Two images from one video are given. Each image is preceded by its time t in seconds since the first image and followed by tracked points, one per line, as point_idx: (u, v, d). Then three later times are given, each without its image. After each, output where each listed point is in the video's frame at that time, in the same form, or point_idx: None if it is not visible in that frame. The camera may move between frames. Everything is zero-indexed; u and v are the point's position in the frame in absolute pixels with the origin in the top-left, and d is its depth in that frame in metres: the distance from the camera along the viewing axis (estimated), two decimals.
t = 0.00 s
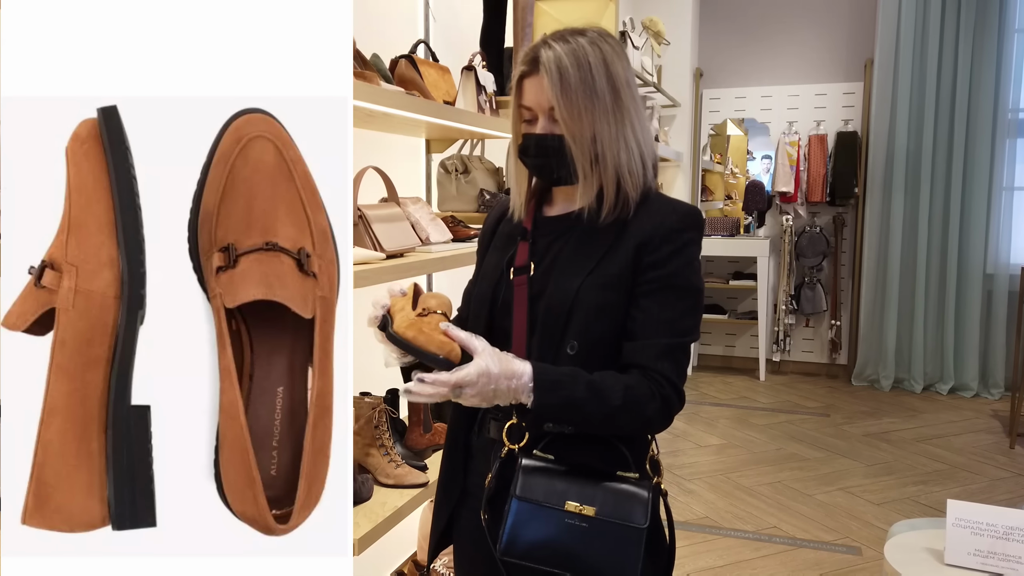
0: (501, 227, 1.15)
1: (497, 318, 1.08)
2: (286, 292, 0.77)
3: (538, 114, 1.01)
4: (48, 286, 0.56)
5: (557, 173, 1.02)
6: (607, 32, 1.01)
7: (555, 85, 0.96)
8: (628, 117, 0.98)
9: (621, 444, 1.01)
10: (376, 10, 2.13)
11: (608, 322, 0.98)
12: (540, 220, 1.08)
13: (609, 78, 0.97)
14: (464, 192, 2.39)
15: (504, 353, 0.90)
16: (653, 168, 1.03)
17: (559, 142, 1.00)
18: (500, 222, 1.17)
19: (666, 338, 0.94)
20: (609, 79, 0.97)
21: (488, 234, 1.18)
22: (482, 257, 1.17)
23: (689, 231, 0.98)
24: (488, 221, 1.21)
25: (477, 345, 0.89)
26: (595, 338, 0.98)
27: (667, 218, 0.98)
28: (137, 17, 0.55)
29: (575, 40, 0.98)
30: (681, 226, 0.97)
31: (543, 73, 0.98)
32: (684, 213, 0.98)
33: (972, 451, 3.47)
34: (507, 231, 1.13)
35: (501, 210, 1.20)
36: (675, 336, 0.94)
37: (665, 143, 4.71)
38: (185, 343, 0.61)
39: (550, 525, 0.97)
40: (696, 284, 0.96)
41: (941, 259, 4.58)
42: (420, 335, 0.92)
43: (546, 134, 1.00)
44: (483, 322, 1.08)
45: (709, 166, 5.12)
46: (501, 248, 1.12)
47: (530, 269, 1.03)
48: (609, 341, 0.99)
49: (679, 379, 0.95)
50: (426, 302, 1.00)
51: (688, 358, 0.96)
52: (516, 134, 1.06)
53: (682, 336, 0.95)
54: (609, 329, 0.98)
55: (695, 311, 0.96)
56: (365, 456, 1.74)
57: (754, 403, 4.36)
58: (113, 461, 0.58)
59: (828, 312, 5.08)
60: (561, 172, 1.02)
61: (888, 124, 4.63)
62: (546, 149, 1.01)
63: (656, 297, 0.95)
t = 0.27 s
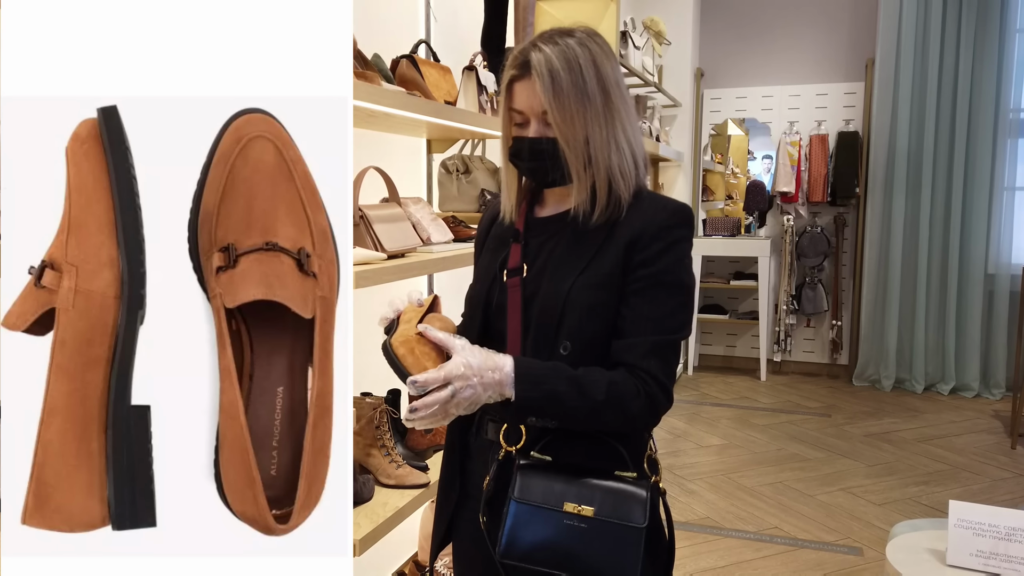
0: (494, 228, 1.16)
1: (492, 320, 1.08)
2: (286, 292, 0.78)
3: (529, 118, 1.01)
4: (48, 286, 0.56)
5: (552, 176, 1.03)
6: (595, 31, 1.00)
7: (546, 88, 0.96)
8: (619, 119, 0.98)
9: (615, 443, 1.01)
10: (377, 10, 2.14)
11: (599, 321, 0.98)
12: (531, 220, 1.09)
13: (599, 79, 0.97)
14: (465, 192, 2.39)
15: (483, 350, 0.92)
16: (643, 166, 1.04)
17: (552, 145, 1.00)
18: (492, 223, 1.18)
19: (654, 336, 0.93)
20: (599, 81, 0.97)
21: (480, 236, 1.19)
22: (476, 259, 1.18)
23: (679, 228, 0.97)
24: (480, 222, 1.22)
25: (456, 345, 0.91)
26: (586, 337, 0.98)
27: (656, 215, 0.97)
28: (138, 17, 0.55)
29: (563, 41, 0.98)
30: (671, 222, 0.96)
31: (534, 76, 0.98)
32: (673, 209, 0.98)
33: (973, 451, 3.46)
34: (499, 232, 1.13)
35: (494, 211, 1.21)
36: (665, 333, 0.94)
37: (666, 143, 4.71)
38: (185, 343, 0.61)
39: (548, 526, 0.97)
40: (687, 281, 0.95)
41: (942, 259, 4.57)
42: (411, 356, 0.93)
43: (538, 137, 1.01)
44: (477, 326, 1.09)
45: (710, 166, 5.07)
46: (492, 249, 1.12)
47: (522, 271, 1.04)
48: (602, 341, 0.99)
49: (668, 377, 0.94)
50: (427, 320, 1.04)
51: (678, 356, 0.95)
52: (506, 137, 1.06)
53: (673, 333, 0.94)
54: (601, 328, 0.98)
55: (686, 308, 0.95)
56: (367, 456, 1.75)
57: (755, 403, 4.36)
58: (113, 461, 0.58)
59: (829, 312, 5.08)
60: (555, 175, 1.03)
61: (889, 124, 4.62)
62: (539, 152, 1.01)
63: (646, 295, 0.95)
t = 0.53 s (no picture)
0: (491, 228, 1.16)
1: (491, 321, 1.08)
2: (286, 292, 0.78)
3: (529, 117, 1.01)
4: (48, 286, 0.56)
5: (550, 175, 1.02)
6: (594, 31, 1.00)
7: (545, 87, 0.96)
8: (617, 118, 0.98)
9: (615, 444, 1.01)
10: (378, 10, 2.14)
11: (600, 322, 0.98)
12: (529, 222, 1.09)
13: (598, 79, 0.97)
14: (466, 192, 2.39)
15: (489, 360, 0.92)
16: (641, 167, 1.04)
17: (550, 144, 1.00)
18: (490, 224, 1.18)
19: (657, 338, 0.93)
20: (598, 80, 0.97)
21: (478, 237, 1.19)
22: (474, 261, 1.18)
23: (678, 226, 0.97)
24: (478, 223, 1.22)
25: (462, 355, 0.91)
26: (587, 339, 0.98)
27: (654, 214, 0.97)
28: (138, 17, 0.55)
29: (562, 40, 0.98)
30: (669, 221, 0.96)
31: (533, 74, 0.97)
32: (671, 208, 0.98)
33: (974, 452, 3.46)
34: (496, 233, 1.13)
35: (491, 211, 1.20)
36: (666, 335, 0.94)
37: (667, 143, 4.71)
38: (186, 342, 0.61)
39: (548, 527, 0.97)
40: (688, 280, 0.95)
41: (943, 259, 4.57)
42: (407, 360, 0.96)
43: (537, 136, 1.01)
44: (475, 328, 1.09)
45: (711, 166, 5.13)
46: (490, 250, 1.12)
47: (520, 272, 1.04)
48: (603, 341, 0.99)
49: (672, 378, 0.94)
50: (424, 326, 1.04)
51: (681, 356, 0.95)
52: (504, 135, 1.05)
53: (674, 333, 0.94)
54: (601, 329, 0.98)
55: (686, 308, 0.95)
56: (368, 457, 1.75)
57: (757, 403, 4.35)
58: (113, 461, 0.58)
59: (830, 312, 5.07)
60: (553, 174, 1.02)
61: (890, 123, 4.62)
62: (538, 151, 1.01)
63: (646, 295, 0.95)
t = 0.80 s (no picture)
0: (489, 228, 1.15)
1: (490, 320, 1.08)
2: (286, 292, 0.78)
3: (532, 116, 1.01)
4: (48, 286, 0.56)
5: (553, 175, 1.02)
6: (596, 31, 1.00)
7: (550, 87, 0.95)
8: (620, 118, 0.99)
9: (617, 444, 1.01)
10: (379, 10, 2.14)
11: (603, 323, 0.98)
12: (529, 222, 1.08)
13: (602, 79, 0.97)
14: (467, 192, 2.39)
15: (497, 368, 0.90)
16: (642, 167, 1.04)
17: (553, 144, 1.00)
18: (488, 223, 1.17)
19: (663, 339, 0.93)
20: (602, 81, 0.97)
21: (476, 237, 1.18)
22: (472, 261, 1.17)
23: (680, 227, 0.97)
24: (476, 223, 1.21)
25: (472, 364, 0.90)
26: (591, 339, 0.98)
27: (657, 216, 0.97)
28: (138, 17, 0.55)
29: (566, 39, 0.98)
30: (671, 222, 0.97)
31: (537, 74, 0.97)
32: (674, 209, 0.98)
33: (976, 452, 3.46)
34: (495, 232, 1.13)
35: (490, 211, 1.20)
36: (671, 335, 0.94)
37: (667, 143, 4.71)
38: (186, 343, 0.61)
39: (551, 528, 0.97)
40: (691, 281, 0.95)
41: (944, 259, 4.56)
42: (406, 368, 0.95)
43: (540, 136, 1.00)
44: (474, 329, 1.09)
45: (712, 166, 5.14)
46: (490, 250, 1.12)
47: (520, 272, 1.04)
48: (606, 341, 0.99)
49: (679, 379, 0.94)
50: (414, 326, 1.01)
51: (686, 357, 0.95)
52: (505, 135, 1.05)
53: (679, 334, 0.94)
54: (605, 329, 0.98)
55: (689, 308, 0.95)
56: (369, 457, 1.75)
57: (758, 404, 4.35)
58: (113, 461, 0.58)
59: (831, 312, 5.07)
60: (556, 174, 1.02)
61: (891, 123, 4.61)
62: (541, 151, 1.01)
63: (651, 296, 0.95)
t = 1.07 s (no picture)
0: (489, 227, 1.15)
1: (491, 321, 1.08)
2: (286, 292, 0.78)
3: (535, 116, 1.00)
4: (48, 286, 0.56)
5: (555, 175, 1.02)
6: (599, 31, 1.00)
7: (554, 87, 0.95)
8: (623, 119, 0.99)
9: (617, 443, 1.02)
10: (380, 10, 2.14)
11: (603, 323, 0.98)
12: (529, 222, 1.08)
13: (604, 79, 0.97)
14: (468, 192, 2.39)
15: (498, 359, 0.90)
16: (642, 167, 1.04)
17: (556, 144, 1.00)
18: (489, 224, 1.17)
19: (662, 337, 0.93)
20: (605, 81, 0.97)
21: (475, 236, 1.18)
22: (472, 261, 1.17)
23: (681, 228, 0.97)
24: (475, 222, 1.21)
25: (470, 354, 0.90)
26: (592, 338, 0.98)
27: (657, 216, 0.97)
28: (138, 17, 0.55)
29: (569, 39, 0.98)
30: (672, 223, 0.97)
31: (540, 74, 0.97)
32: (674, 209, 0.98)
33: (977, 452, 3.45)
34: (496, 232, 1.12)
35: (489, 210, 1.20)
36: (670, 333, 0.94)
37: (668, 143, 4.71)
38: (186, 343, 0.61)
39: (553, 527, 0.97)
40: (691, 280, 0.96)
41: (945, 259, 4.56)
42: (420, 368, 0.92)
43: (542, 136, 1.00)
44: (474, 328, 1.09)
45: (712, 167, 5.09)
46: (490, 250, 1.11)
47: (520, 272, 1.04)
48: (607, 341, 0.99)
49: (676, 377, 0.94)
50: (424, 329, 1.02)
51: (684, 355, 0.95)
52: (507, 135, 1.05)
53: (678, 332, 0.94)
54: (605, 329, 0.98)
55: (689, 308, 0.95)
56: (370, 457, 1.75)
57: (758, 404, 4.35)
58: (113, 461, 0.58)
59: (831, 312, 5.07)
60: (558, 174, 1.02)
61: (892, 123, 4.61)
62: (544, 151, 1.00)
63: (652, 295, 0.95)
